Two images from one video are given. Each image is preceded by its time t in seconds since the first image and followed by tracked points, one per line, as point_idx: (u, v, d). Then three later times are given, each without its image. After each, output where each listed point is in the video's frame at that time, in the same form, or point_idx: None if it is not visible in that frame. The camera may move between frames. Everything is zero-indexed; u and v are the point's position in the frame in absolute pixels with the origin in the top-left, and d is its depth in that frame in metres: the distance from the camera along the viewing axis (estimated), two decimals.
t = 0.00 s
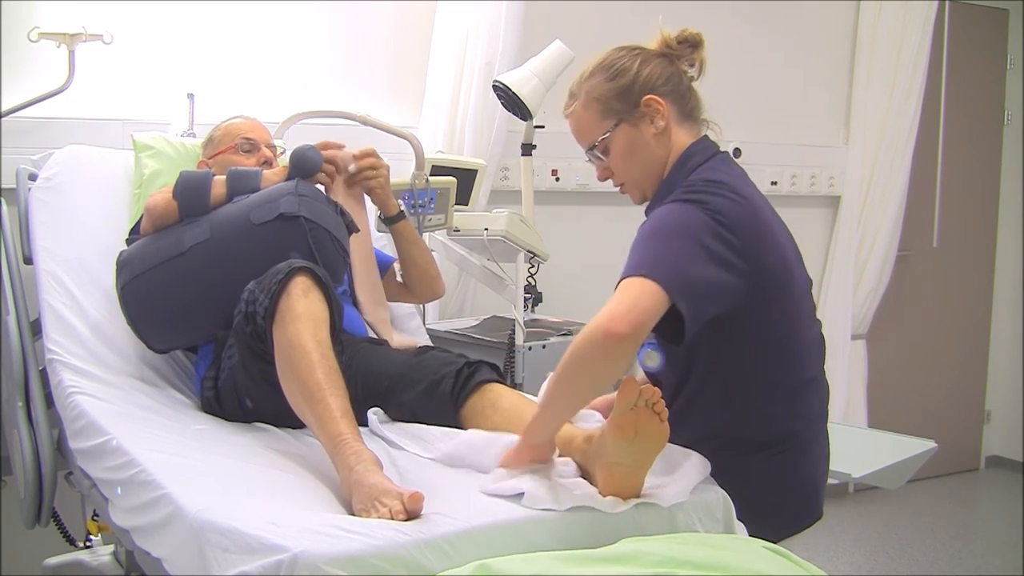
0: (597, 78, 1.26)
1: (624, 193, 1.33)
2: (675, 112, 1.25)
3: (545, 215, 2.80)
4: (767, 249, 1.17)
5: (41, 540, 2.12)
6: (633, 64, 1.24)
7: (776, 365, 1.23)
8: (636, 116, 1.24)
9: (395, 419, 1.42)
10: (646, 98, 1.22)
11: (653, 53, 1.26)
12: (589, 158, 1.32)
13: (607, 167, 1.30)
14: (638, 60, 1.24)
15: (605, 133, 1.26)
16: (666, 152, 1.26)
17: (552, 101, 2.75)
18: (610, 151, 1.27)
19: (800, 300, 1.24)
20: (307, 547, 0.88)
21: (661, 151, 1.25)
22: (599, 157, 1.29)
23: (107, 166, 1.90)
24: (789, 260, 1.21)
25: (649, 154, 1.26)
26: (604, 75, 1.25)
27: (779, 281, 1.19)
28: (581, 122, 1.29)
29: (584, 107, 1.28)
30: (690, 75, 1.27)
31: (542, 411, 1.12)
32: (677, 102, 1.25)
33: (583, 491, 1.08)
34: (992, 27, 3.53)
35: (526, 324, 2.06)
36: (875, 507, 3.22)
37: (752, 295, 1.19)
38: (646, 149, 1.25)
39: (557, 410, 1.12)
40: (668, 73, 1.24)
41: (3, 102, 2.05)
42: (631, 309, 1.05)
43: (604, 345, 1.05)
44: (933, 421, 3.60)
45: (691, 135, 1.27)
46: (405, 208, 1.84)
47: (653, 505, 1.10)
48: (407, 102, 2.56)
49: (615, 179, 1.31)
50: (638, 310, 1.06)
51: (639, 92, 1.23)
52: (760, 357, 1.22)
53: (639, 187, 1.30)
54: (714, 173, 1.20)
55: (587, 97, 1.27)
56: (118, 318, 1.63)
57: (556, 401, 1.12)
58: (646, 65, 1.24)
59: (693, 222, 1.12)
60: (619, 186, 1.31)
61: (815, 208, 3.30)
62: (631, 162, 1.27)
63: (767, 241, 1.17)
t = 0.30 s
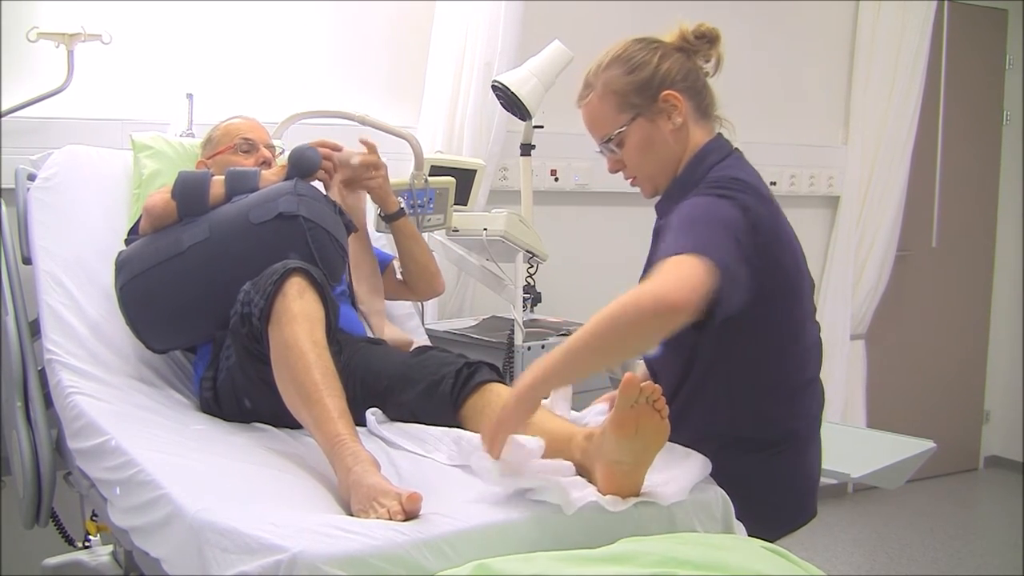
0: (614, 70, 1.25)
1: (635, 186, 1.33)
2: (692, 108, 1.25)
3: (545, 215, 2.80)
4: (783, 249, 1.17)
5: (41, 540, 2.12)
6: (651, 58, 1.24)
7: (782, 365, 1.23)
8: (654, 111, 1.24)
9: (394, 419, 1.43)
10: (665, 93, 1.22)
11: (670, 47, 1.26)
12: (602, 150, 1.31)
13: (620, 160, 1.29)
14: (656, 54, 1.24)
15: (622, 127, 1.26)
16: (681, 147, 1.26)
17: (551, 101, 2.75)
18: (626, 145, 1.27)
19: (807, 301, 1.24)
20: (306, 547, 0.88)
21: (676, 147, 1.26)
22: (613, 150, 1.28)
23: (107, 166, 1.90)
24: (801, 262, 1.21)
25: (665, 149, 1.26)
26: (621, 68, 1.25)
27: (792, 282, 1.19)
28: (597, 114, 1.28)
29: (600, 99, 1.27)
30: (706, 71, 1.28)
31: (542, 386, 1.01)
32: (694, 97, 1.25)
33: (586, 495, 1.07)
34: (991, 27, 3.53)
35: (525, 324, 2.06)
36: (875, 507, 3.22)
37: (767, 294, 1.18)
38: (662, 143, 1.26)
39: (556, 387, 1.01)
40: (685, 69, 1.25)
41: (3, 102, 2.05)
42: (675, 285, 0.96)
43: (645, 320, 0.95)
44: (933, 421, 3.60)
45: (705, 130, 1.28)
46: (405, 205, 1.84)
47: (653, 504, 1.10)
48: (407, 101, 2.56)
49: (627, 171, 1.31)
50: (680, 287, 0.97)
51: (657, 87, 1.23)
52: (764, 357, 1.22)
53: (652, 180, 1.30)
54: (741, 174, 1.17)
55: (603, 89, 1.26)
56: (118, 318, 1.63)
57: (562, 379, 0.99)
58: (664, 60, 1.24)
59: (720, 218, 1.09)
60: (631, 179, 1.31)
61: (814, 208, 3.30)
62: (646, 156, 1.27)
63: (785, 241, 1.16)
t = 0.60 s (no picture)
0: (644, 61, 1.24)
1: (654, 178, 1.32)
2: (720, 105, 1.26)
3: (545, 215, 2.80)
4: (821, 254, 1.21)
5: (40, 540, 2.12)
6: (683, 52, 1.23)
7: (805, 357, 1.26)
8: (685, 105, 1.23)
9: (394, 419, 1.42)
10: (697, 88, 1.22)
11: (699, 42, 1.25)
12: (623, 141, 1.29)
13: (643, 152, 1.27)
14: (686, 48, 1.24)
15: (652, 119, 1.24)
16: (705, 144, 1.28)
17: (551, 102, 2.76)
18: (653, 137, 1.25)
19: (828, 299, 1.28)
20: (305, 547, 0.88)
21: (701, 143, 1.27)
22: (639, 141, 1.26)
23: (107, 166, 1.90)
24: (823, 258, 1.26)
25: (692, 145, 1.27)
26: (653, 60, 1.23)
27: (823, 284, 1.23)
28: (624, 105, 1.26)
29: (629, 90, 1.25)
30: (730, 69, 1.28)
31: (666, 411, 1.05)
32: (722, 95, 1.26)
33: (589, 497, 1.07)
34: (991, 28, 3.53)
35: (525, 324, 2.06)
36: (874, 507, 3.22)
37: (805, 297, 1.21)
38: (688, 137, 1.26)
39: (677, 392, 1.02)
40: (715, 65, 1.25)
41: (3, 102, 2.05)
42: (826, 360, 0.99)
43: (792, 387, 0.95)
44: (932, 422, 3.60)
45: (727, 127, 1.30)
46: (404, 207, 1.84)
47: (652, 505, 1.10)
48: (406, 102, 2.56)
49: (649, 164, 1.29)
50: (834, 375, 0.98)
51: (690, 81, 1.22)
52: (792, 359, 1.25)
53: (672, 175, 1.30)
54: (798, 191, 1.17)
55: (633, 79, 1.24)
56: (118, 318, 1.63)
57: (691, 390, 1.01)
58: (697, 55, 1.23)
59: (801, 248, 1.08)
60: (653, 171, 1.30)
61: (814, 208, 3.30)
62: (672, 150, 1.26)
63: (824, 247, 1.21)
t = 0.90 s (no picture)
0: (669, 65, 1.23)
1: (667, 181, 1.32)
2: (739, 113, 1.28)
3: (544, 215, 2.80)
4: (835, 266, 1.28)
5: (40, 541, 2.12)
6: (709, 57, 1.23)
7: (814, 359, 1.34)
8: (707, 112, 1.23)
9: (394, 419, 1.42)
10: (722, 95, 1.22)
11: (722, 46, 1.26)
12: (640, 141, 1.28)
13: (659, 156, 1.27)
14: (712, 53, 1.24)
15: (675, 124, 1.24)
16: (722, 150, 1.29)
17: (551, 102, 2.76)
18: (673, 141, 1.25)
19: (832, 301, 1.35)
20: (306, 547, 0.88)
21: (717, 149, 1.29)
22: (658, 144, 1.26)
23: (107, 166, 1.90)
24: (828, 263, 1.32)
25: (709, 152, 1.28)
26: (680, 64, 1.23)
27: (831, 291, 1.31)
28: (647, 107, 1.25)
29: (653, 92, 1.24)
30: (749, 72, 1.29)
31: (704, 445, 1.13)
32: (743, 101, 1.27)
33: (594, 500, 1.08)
34: (991, 28, 3.53)
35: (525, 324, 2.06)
36: (874, 507, 3.22)
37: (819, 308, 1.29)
38: (705, 144, 1.26)
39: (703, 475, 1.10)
40: (738, 71, 1.26)
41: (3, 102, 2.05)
42: (835, 417, 1.13)
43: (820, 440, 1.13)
44: (932, 422, 3.60)
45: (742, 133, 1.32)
46: (403, 209, 1.82)
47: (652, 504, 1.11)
48: (406, 101, 2.56)
49: (665, 167, 1.29)
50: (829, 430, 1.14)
51: (715, 88, 1.23)
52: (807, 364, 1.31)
53: (685, 179, 1.31)
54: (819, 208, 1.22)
55: (658, 82, 1.24)
56: (118, 319, 1.63)
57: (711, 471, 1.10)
58: (722, 61, 1.24)
59: (836, 275, 1.15)
60: (667, 174, 1.30)
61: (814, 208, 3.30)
62: (692, 156, 1.27)
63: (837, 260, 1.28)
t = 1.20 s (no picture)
0: (673, 65, 1.23)
1: (665, 182, 1.32)
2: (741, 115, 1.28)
3: (545, 215, 2.81)
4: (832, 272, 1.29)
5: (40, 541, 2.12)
6: (714, 59, 1.24)
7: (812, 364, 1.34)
8: (709, 114, 1.24)
9: (394, 419, 1.43)
10: (725, 98, 1.23)
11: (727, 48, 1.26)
12: (640, 141, 1.28)
13: (660, 156, 1.27)
14: (716, 54, 1.24)
15: (678, 126, 1.24)
16: (722, 152, 1.30)
17: (551, 102, 2.76)
18: (675, 142, 1.25)
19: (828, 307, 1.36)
20: (305, 547, 0.88)
21: (717, 152, 1.29)
22: (660, 145, 1.26)
23: (107, 166, 1.90)
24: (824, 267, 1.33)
25: (710, 154, 1.28)
26: (686, 64, 1.23)
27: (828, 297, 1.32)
28: (649, 109, 1.25)
29: (656, 93, 1.24)
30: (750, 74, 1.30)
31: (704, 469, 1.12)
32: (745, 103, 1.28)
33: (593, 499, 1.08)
34: (991, 28, 3.53)
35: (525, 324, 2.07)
36: (875, 507, 3.22)
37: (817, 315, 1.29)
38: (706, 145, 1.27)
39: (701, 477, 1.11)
40: (741, 74, 1.26)
41: (3, 102, 2.05)
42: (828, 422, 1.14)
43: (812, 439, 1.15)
44: (932, 422, 3.60)
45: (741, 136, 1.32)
46: (404, 210, 1.82)
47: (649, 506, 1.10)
48: (406, 101, 2.56)
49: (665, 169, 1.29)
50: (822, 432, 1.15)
51: (718, 91, 1.23)
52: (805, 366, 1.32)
53: (684, 180, 1.31)
54: (814, 211, 1.23)
55: (660, 82, 1.24)
56: (118, 319, 1.63)
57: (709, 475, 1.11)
58: (725, 63, 1.24)
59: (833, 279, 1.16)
60: (667, 176, 1.30)
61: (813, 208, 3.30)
62: (693, 156, 1.27)
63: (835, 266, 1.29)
